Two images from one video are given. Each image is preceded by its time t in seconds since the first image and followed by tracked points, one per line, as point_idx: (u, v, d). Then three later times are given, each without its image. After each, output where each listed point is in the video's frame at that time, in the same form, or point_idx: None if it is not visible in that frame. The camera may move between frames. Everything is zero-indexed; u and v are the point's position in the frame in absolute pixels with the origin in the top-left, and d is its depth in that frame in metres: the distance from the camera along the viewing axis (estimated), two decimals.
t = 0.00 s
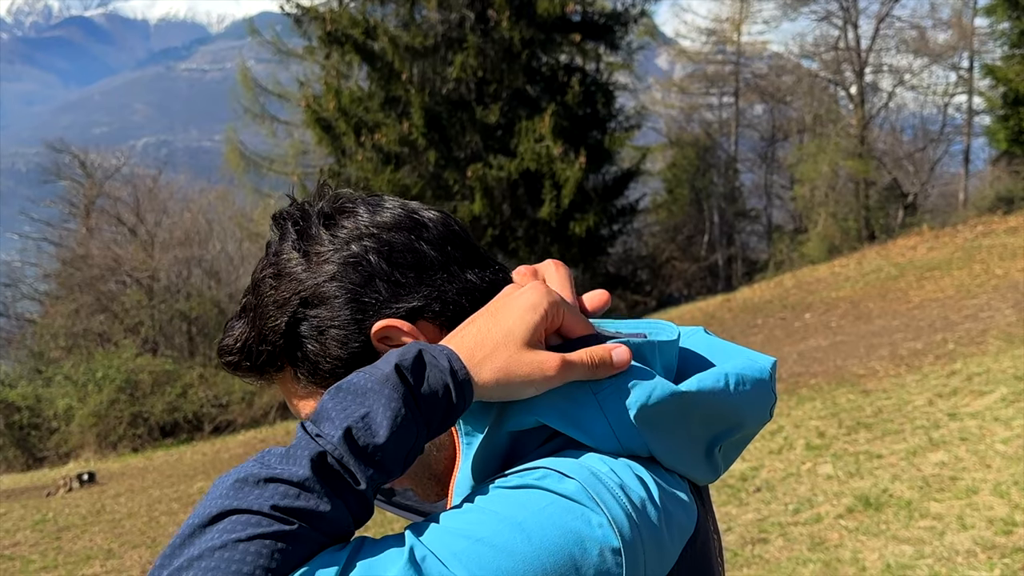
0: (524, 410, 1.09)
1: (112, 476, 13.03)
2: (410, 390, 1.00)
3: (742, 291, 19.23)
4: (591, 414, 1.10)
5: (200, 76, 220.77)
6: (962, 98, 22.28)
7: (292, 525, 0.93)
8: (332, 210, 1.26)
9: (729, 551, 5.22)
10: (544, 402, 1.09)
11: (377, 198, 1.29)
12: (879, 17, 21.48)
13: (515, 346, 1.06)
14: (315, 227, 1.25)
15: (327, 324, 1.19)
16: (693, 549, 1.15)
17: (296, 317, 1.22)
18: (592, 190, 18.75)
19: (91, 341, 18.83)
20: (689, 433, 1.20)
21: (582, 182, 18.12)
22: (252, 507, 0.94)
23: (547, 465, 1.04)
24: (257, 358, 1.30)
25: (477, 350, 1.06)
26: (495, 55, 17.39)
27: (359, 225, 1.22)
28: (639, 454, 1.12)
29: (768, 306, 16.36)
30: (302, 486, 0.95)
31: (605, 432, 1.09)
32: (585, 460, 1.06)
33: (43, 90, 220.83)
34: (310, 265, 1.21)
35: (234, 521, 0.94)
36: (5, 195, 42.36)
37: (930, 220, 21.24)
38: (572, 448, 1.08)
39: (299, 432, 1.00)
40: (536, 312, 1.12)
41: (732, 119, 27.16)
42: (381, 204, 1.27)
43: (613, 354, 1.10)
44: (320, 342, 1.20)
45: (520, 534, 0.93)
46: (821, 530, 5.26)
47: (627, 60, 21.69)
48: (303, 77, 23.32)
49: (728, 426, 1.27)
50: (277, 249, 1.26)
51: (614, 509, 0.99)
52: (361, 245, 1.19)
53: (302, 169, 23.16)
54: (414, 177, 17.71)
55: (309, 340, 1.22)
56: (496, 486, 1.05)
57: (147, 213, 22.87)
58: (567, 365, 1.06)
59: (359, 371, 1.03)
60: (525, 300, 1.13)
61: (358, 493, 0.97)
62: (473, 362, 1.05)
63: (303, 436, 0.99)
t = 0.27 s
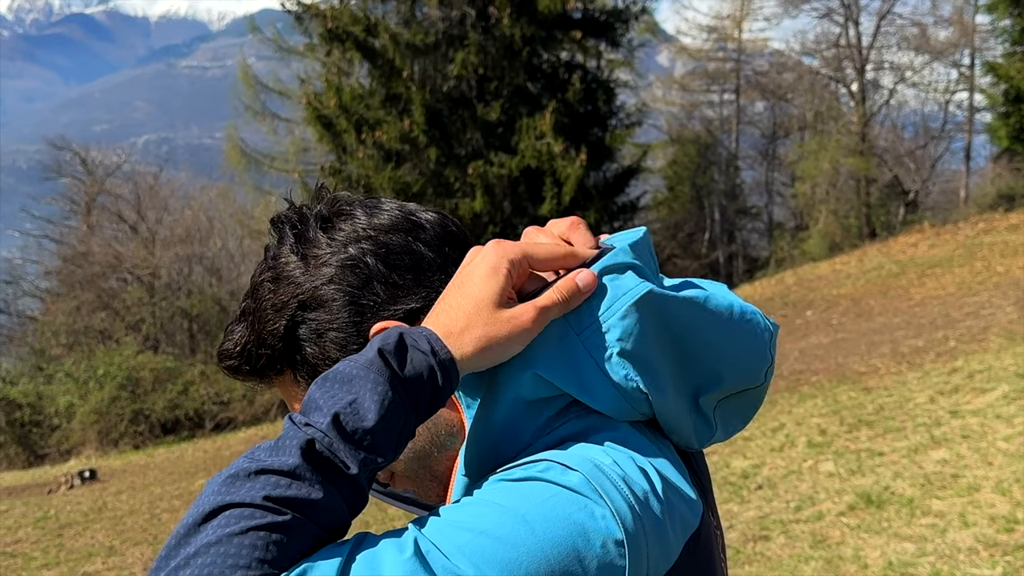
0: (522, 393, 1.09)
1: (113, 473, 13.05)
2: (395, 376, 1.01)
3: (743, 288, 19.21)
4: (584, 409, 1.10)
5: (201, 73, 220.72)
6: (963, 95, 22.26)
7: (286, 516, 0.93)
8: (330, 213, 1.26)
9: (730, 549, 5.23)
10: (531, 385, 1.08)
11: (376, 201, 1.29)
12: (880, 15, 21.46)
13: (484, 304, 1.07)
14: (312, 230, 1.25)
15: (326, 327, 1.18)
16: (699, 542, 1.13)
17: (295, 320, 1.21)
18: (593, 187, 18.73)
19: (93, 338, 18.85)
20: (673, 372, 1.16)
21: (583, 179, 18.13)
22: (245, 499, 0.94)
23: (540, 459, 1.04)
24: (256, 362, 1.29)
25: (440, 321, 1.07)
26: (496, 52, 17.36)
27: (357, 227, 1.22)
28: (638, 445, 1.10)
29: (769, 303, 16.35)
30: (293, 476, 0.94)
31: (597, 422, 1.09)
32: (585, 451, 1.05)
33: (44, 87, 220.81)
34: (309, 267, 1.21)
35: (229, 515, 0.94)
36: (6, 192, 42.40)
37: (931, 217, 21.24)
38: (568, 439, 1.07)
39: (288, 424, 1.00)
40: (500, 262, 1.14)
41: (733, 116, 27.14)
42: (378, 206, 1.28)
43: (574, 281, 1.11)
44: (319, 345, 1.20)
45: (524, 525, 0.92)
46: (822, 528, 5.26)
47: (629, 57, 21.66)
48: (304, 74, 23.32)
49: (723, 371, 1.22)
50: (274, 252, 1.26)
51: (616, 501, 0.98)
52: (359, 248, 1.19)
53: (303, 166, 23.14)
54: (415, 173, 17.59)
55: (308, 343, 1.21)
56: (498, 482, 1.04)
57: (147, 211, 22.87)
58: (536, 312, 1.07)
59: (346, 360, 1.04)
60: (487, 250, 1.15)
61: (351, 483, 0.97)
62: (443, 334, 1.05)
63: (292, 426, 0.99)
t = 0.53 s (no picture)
0: (508, 394, 1.06)
1: (115, 470, 13.06)
2: (367, 389, 1.00)
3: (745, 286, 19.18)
4: (585, 398, 1.09)
5: (202, 71, 220.72)
6: (965, 93, 22.23)
7: (280, 547, 0.93)
8: (347, 204, 1.27)
9: (732, 547, 5.23)
10: (518, 369, 1.07)
11: (394, 193, 1.29)
12: (881, 13, 21.46)
13: (414, 282, 1.05)
14: (329, 220, 1.25)
15: (338, 317, 1.19)
16: (704, 546, 1.11)
17: (307, 311, 1.22)
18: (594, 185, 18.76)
19: (94, 336, 18.87)
20: (608, 229, 1.08)
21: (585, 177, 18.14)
22: (237, 538, 0.94)
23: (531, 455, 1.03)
24: (267, 349, 1.29)
25: (381, 312, 1.06)
26: (498, 50, 17.35)
27: (374, 219, 1.22)
28: (642, 438, 1.08)
29: (771, 301, 16.34)
30: (281, 505, 0.95)
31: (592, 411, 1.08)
32: (590, 443, 1.03)
33: (45, 85, 220.81)
34: (323, 257, 1.21)
35: (225, 557, 0.94)
36: (7, 190, 42.43)
37: (933, 215, 21.22)
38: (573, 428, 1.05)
39: (267, 453, 1.00)
40: (418, 219, 1.13)
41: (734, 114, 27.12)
42: (397, 198, 1.28)
43: (475, 207, 1.10)
44: (330, 335, 1.20)
45: (529, 536, 0.90)
46: (825, 526, 5.26)
47: (630, 55, 21.64)
48: (305, 72, 23.32)
49: (661, 190, 1.11)
50: (290, 241, 1.27)
51: (624, 504, 0.96)
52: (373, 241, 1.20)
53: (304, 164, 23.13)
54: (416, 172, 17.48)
55: (319, 333, 1.21)
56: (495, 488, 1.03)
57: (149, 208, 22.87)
58: (469, 264, 1.06)
59: (314, 374, 1.03)
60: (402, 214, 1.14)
61: (342, 499, 0.98)
62: (391, 329, 1.04)
63: (271, 455, 0.99)
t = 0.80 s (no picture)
0: (498, 397, 1.05)
1: (117, 469, 13.08)
2: (325, 419, 1.02)
3: (746, 284, 19.18)
4: (581, 395, 1.07)
5: (203, 70, 220.71)
6: (967, 92, 22.20)
7: None
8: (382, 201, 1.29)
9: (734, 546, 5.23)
10: (493, 370, 1.05)
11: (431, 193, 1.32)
12: (884, 11, 21.44)
13: (332, 302, 1.07)
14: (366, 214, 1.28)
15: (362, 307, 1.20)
16: (704, 547, 1.09)
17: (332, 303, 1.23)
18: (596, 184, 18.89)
19: (96, 334, 18.89)
20: (498, 174, 1.05)
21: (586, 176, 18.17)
22: None
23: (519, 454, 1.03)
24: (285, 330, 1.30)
25: (317, 340, 1.08)
26: (499, 49, 17.36)
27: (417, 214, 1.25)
28: (639, 434, 1.07)
29: (772, 300, 16.33)
30: (265, 550, 0.96)
31: (586, 404, 1.06)
32: (589, 442, 1.02)
33: (47, 83, 220.86)
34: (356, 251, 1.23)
35: None
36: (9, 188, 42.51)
37: (934, 214, 21.21)
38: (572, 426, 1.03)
39: (241, 507, 1.01)
40: (317, 239, 1.15)
41: (736, 113, 27.10)
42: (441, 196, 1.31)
43: (354, 215, 1.11)
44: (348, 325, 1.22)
45: (533, 552, 0.90)
46: (827, 524, 5.26)
47: (632, 53, 21.63)
48: (306, 71, 23.33)
49: (523, 115, 1.09)
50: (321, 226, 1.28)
51: (627, 509, 0.95)
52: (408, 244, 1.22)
53: (305, 163, 23.12)
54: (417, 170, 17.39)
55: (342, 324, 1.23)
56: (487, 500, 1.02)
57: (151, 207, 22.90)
58: (373, 267, 1.07)
59: (271, 419, 1.05)
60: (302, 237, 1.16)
61: (324, 533, 0.99)
62: (330, 355, 1.06)
63: (246, 506, 1.00)
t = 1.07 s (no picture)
0: (475, 414, 1.05)
1: (119, 468, 13.09)
2: (310, 469, 1.06)
3: (748, 284, 19.18)
4: (566, 400, 1.07)
5: (205, 69, 220.65)
6: (969, 91, 22.17)
7: None
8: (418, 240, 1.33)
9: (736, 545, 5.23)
10: (463, 385, 1.06)
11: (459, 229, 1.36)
12: (886, 10, 21.43)
13: (296, 352, 1.12)
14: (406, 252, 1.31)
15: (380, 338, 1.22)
16: (703, 537, 1.08)
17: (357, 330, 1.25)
18: (597, 183, 18.99)
19: (98, 333, 18.90)
20: (429, 194, 1.08)
21: (588, 175, 18.18)
22: None
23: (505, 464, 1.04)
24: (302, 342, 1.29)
25: (291, 392, 1.12)
26: (501, 48, 17.40)
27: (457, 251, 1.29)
28: (628, 429, 1.07)
29: (774, 300, 16.32)
30: None
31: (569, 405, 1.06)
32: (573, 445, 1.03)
33: (49, 82, 220.87)
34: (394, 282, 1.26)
35: None
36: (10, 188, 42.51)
37: (937, 214, 21.18)
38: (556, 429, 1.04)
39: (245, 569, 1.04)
40: (271, 296, 1.21)
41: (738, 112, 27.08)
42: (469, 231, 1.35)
43: (298, 265, 1.15)
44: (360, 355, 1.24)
45: (527, 563, 0.91)
46: (829, 524, 5.26)
47: (634, 53, 21.63)
48: (308, 70, 23.35)
49: (439, 129, 1.11)
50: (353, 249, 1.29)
51: (615, 511, 0.95)
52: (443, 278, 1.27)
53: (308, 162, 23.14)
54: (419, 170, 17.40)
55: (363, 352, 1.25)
56: (478, 514, 1.04)
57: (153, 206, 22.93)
58: (323, 309, 1.11)
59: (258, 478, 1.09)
60: (258, 297, 1.21)
61: None
62: (303, 406, 1.11)
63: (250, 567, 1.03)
